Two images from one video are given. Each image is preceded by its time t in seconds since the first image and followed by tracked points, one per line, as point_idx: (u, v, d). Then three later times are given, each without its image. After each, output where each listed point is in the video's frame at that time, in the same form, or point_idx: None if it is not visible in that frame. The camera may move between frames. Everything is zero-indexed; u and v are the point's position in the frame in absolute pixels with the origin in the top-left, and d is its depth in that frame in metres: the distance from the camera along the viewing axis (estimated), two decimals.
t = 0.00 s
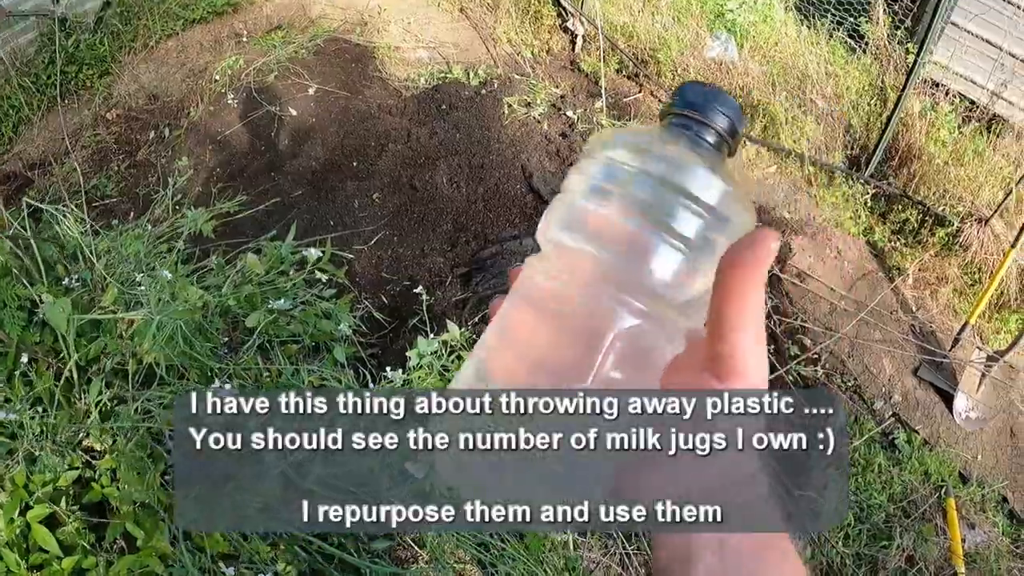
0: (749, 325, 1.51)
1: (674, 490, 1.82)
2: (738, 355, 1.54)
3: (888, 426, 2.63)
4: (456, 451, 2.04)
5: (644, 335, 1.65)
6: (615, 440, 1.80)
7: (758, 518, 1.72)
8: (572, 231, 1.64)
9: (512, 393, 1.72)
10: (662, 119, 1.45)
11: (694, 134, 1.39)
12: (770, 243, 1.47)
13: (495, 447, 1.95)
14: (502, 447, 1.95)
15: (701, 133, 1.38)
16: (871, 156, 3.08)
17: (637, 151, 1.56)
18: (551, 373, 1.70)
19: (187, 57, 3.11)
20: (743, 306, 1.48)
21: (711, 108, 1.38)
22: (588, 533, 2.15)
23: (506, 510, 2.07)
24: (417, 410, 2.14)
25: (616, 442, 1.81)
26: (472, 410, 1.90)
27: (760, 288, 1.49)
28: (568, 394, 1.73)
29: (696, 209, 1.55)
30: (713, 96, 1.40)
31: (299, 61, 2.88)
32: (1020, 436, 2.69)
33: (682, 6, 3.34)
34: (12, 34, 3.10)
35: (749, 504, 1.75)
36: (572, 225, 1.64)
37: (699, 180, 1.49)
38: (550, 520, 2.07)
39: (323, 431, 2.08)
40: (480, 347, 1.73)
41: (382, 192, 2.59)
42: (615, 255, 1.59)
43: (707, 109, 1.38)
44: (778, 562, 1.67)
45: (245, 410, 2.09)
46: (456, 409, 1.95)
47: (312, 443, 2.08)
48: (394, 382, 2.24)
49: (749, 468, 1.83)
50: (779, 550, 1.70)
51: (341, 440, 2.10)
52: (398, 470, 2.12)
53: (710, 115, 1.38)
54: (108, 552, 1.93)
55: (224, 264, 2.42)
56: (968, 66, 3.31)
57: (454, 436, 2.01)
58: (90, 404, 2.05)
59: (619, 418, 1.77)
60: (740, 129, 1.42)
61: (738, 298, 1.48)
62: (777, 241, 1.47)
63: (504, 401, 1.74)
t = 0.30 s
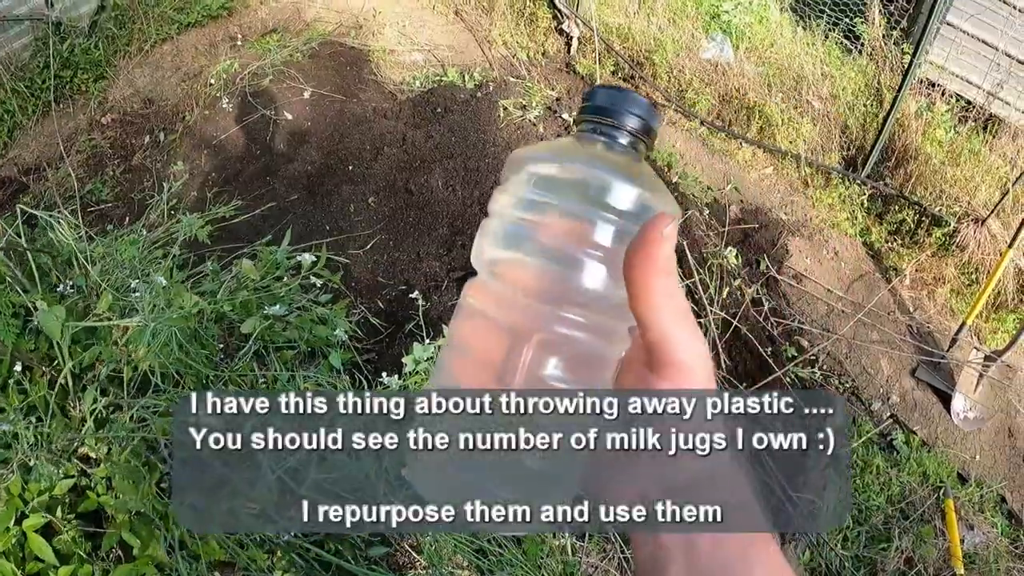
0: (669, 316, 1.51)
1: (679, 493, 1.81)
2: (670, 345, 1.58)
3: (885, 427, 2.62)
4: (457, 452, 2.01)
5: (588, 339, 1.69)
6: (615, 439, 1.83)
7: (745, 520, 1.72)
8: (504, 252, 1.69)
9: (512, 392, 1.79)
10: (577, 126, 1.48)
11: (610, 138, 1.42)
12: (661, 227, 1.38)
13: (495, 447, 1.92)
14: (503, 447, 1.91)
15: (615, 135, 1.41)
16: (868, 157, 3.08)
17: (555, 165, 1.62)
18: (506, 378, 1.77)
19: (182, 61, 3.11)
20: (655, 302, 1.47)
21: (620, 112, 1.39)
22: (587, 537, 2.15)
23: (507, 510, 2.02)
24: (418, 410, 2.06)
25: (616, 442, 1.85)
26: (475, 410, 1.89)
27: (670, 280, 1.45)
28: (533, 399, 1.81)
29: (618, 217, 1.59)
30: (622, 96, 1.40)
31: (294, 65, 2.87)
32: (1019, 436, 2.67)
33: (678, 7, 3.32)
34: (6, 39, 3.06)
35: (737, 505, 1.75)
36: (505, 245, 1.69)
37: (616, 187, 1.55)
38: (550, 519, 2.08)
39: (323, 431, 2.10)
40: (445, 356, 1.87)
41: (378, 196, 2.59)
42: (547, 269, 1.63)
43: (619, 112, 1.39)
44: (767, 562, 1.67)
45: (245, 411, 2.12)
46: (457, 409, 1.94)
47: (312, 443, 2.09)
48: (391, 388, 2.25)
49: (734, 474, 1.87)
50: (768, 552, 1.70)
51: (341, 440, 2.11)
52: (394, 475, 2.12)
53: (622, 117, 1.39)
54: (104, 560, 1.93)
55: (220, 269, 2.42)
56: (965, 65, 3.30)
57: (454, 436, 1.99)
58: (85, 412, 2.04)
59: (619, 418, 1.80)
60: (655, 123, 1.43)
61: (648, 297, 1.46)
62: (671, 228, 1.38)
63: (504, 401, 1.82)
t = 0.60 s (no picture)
0: (663, 315, 1.48)
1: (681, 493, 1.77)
2: (665, 343, 1.56)
3: (886, 428, 2.61)
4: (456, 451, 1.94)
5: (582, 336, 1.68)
6: (614, 439, 1.79)
7: (743, 519, 1.74)
8: (499, 251, 1.69)
9: (512, 392, 1.77)
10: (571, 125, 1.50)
11: (605, 136, 1.45)
12: (651, 225, 1.35)
13: (495, 447, 1.87)
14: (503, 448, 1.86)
15: (610, 133, 1.44)
16: (871, 155, 3.06)
17: (549, 165, 1.64)
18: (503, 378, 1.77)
19: (182, 53, 3.07)
20: (649, 302, 1.45)
21: (615, 108, 1.41)
22: (586, 536, 2.14)
23: (506, 511, 1.93)
24: (418, 410, 2.01)
25: (615, 442, 1.81)
26: (475, 410, 1.85)
27: (663, 279, 1.42)
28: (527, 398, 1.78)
29: (612, 215, 1.60)
30: (615, 95, 1.42)
31: (294, 58, 2.84)
32: (1020, 437, 2.66)
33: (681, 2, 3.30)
34: (4, 32, 3.04)
35: (735, 505, 1.75)
36: (499, 245, 1.69)
37: (610, 185, 1.57)
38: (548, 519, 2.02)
39: (323, 431, 2.08)
40: (442, 357, 1.86)
41: (379, 190, 2.57)
42: (542, 267, 1.63)
43: (614, 111, 1.41)
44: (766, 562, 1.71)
45: (245, 411, 2.10)
46: (456, 409, 1.90)
47: (312, 443, 2.08)
48: (390, 386, 2.23)
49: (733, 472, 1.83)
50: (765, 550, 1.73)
51: (341, 440, 2.10)
52: (394, 475, 2.10)
53: (616, 115, 1.41)
54: (102, 559, 1.91)
55: (218, 265, 2.40)
56: (970, 65, 3.29)
57: (454, 436, 1.92)
58: (83, 410, 2.03)
59: (619, 418, 1.78)
60: (648, 121, 1.45)
61: (642, 298, 1.44)
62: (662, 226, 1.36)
63: (505, 401, 1.79)
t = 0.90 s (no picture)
0: (666, 322, 1.49)
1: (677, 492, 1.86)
2: (668, 347, 1.56)
3: (890, 431, 2.60)
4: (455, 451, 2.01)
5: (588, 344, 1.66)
6: (615, 440, 1.85)
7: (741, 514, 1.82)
8: (505, 261, 1.66)
9: (512, 392, 1.73)
10: (576, 133, 1.47)
11: (608, 145, 1.42)
12: (650, 235, 1.33)
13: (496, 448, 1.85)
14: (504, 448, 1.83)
15: (614, 142, 1.41)
16: (874, 158, 3.05)
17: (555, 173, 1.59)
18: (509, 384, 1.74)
19: (184, 57, 3.07)
20: (651, 310, 1.45)
21: (620, 119, 1.39)
22: (589, 541, 2.13)
23: (506, 511, 1.91)
24: (417, 410, 2.15)
25: (616, 442, 1.86)
26: (476, 410, 1.84)
27: (665, 288, 1.42)
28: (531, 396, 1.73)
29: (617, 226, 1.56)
30: (618, 104, 1.39)
31: (297, 62, 2.85)
32: None
33: (682, 6, 3.32)
34: (8, 36, 3.13)
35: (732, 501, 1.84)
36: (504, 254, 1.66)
37: (614, 196, 1.53)
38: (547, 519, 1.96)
39: (323, 431, 2.10)
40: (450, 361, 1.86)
41: (382, 195, 2.57)
42: (547, 277, 1.60)
43: (617, 121, 1.38)
44: (768, 559, 1.77)
45: (245, 411, 2.12)
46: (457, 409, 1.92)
47: (312, 443, 2.09)
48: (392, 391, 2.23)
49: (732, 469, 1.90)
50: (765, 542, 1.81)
51: (341, 440, 2.11)
52: (395, 478, 2.11)
53: (620, 124, 1.39)
54: (104, 565, 1.90)
55: (221, 270, 2.40)
56: (972, 67, 3.29)
57: (454, 435, 1.97)
58: (86, 415, 2.03)
59: (618, 418, 1.81)
60: (652, 128, 1.43)
61: (643, 307, 1.44)
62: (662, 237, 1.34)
63: (504, 401, 1.75)
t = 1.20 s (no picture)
0: (664, 335, 1.52)
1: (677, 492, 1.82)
2: (668, 360, 1.59)
3: (887, 434, 2.60)
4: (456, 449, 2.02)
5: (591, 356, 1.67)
6: (615, 439, 1.84)
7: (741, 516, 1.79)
8: (505, 279, 1.65)
9: (512, 392, 1.71)
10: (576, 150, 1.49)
11: (608, 162, 1.44)
12: (648, 249, 1.36)
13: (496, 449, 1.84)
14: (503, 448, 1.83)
15: (613, 159, 1.43)
16: (870, 161, 3.07)
17: (553, 192, 1.61)
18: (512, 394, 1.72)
19: (182, 62, 3.07)
20: (650, 323, 1.48)
21: (620, 138, 1.40)
22: (587, 544, 2.13)
23: (506, 510, 1.85)
24: (418, 410, 2.18)
25: (615, 442, 1.85)
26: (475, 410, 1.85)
27: (664, 301, 1.45)
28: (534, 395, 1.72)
29: (617, 244, 1.58)
30: (617, 121, 1.41)
31: (295, 67, 2.86)
32: (1021, 442, 2.66)
33: (679, 11, 3.33)
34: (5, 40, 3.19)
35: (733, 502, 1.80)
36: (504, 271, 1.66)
37: (615, 214, 1.55)
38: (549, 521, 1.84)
39: (323, 431, 2.11)
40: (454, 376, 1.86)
41: (379, 199, 2.58)
42: (549, 293, 1.61)
43: (615, 138, 1.40)
44: (766, 561, 1.74)
45: (245, 411, 2.12)
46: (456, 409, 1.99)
47: (312, 443, 2.10)
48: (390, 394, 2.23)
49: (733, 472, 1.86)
50: (763, 543, 1.79)
51: (341, 440, 2.12)
52: (394, 482, 2.11)
53: (619, 141, 1.40)
54: (102, 568, 1.90)
55: (219, 274, 2.40)
56: (968, 72, 3.31)
57: (454, 436, 2.00)
58: (84, 418, 2.03)
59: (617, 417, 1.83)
60: (651, 144, 1.44)
61: (643, 321, 1.46)
62: (659, 252, 1.38)
63: (504, 401, 1.73)
